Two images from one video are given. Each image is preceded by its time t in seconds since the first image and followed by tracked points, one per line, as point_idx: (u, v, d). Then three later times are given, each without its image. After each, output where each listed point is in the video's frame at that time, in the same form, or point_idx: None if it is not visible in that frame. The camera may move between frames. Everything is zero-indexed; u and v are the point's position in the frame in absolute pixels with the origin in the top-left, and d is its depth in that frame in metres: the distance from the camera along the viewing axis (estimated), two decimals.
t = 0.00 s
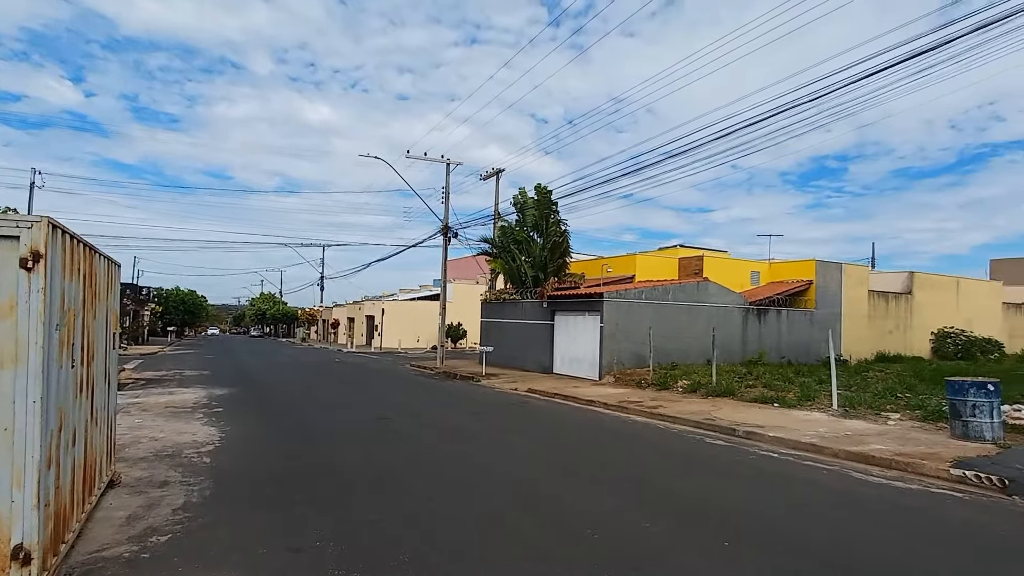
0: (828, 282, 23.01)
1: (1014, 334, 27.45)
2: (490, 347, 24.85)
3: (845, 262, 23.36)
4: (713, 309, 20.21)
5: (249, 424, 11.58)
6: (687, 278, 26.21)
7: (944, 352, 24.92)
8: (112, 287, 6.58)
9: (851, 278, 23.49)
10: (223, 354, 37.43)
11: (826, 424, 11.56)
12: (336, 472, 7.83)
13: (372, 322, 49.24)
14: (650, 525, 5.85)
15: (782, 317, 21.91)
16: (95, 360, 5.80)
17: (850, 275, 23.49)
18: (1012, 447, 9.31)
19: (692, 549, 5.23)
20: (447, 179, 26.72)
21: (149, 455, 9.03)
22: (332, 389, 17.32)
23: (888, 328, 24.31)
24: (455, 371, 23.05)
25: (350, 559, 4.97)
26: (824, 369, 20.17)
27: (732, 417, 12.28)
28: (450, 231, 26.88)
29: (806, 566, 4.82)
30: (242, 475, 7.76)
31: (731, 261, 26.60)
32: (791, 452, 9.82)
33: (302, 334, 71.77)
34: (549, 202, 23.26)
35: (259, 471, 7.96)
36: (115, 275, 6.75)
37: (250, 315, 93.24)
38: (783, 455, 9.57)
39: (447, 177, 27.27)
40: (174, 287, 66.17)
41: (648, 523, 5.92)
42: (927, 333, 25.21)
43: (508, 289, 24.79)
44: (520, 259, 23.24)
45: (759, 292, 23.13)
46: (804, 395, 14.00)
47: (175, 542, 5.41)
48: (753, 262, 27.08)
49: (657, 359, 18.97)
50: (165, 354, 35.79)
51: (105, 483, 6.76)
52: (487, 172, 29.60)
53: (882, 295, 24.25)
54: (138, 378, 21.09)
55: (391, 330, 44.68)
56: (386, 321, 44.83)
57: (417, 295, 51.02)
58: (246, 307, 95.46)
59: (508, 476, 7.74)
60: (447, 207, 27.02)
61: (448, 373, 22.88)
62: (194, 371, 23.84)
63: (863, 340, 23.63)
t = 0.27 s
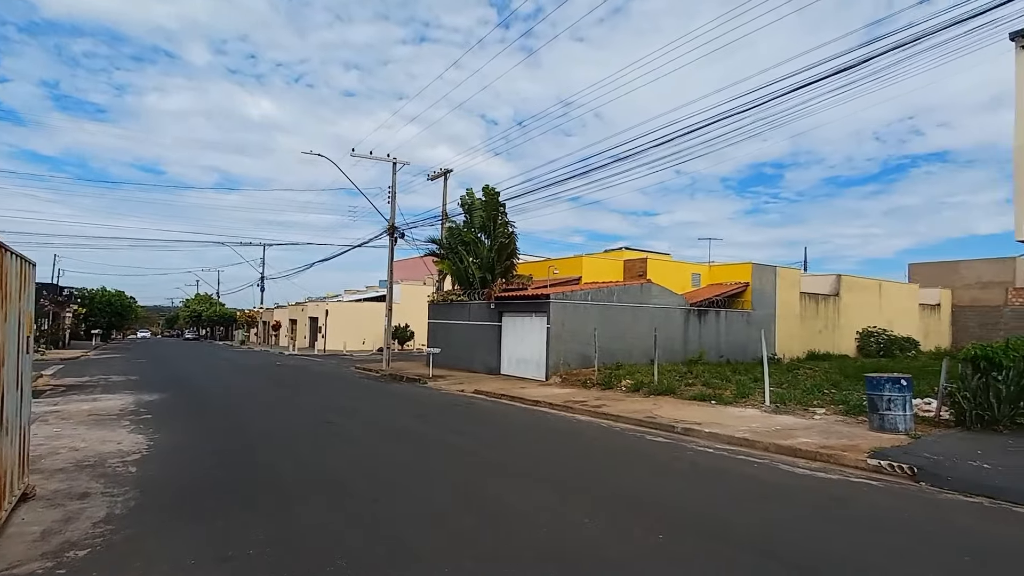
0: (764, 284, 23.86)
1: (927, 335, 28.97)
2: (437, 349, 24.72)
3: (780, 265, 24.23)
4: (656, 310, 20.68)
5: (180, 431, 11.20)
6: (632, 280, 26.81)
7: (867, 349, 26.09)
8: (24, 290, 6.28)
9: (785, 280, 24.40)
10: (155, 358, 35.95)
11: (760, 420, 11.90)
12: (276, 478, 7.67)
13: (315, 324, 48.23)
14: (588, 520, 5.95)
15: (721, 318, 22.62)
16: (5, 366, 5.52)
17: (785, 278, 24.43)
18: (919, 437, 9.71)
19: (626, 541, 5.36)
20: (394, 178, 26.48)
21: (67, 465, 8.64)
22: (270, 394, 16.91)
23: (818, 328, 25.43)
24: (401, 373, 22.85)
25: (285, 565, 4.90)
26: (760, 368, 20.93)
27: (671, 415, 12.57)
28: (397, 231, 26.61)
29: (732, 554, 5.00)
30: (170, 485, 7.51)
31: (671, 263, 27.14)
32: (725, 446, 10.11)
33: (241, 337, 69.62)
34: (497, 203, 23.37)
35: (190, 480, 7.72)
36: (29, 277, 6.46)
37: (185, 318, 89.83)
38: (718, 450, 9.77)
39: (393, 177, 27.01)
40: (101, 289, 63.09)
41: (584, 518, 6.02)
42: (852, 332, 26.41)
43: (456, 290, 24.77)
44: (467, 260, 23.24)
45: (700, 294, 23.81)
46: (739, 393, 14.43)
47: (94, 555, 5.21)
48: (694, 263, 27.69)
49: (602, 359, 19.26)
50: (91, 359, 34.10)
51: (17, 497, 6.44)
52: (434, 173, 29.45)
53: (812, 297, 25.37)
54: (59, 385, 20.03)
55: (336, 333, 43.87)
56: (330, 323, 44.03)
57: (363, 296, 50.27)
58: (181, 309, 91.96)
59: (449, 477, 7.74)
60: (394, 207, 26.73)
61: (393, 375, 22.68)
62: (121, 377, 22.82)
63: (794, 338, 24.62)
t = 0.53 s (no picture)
0: (700, 288, 24.91)
1: (849, 336, 30.82)
2: (379, 350, 24.65)
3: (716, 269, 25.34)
4: (598, 312, 21.31)
5: (101, 441, 10.84)
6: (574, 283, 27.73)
7: (795, 350, 27.44)
8: None
9: (720, 284, 25.54)
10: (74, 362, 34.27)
11: (694, 417, 12.56)
12: (200, 486, 7.62)
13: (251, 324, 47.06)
14: (522, 521, 6.22)
15: (660, 320, 23.45)
16: None
17: (720, 282, 25.58)
18: (840, 431, 10.09)
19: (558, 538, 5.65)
20: (333, 179, 26.14)
21: None
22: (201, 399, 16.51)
23: (751, 330, 26.68)
24: (341, 376, 22.70)
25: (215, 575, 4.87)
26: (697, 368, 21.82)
27: (611, 415, 13.07)
28: (338, 231, 26.40)
29: (654, 548, 5.34)
30: (89, 497, 7.29)
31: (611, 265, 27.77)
32: (661, 445, 10.30)
33: (171, 338, 67.10)
34: (441, 204, 23.59)
35: (109, 492, 7.48)
36: None
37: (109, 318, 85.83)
38: (654, 450, 10.02)
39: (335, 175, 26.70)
40: (11, 287, 59.56)
41: (517, 519, 6.28)
42: (781, 334, 27.84)
43: (399, 292, 24.85)
44: (411, 261, 23.39)
45: (640, 296, 24.63)
46: (676, 392, 15.16)
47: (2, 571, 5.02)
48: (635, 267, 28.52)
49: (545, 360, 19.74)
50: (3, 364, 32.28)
51: None
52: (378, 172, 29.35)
53: (745, 300, 26.63)
54: None
55: (273, 335, 42.88)
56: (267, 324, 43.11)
57: (302, 296, 49.36)
58: (105, 309, 87.73)
59: (385, 481, 7.87)
60: (335, 206, 26.43)
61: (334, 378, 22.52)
62: (36, 383, 21.70)
63: (729, 340, 25.73)
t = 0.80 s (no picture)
0: (640, 291, 25.73)
1: (777, 338, 32.45)
2: (316, 354, 24.32)
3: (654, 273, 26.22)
4: (540, 314, 21.78)
5: (15, 451, 10.25)
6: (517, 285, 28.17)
7: (727, 351, 28.62)
8: None
9: (658, 288, 26.46)
10: None
11: (633, 417, 13.12)
12: (130, 494, 7.42)
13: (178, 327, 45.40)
14: (469, 523, 6.40)
15: (600, 323, 24.11)
16: None
17: (658, 286, 26.48)
18: (769, 429, 10.38)
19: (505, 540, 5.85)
20: (268, 174, 25.36)
21: None
22: (127, 407, 15.85)
23: (687, 332, 27.73)
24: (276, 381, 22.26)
25: None
26: (635, 369, 22.55)
27: (552, 416, 13.45)
28: (272, 230, 25.94)
29: (595, 546, 5.59)
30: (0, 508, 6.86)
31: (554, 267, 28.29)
32: (601, 444, 10.76)
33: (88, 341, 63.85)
34: (381, 204, 23.65)
35: (23, 503, 7.06)
36: None
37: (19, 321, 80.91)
38: (594, 449, 10.42)
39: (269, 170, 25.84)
40: None
41: (464, 521, 6.45)
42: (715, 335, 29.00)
43: (337, 293, 24.62)
44: (350, 262, 23.31)
45: (581, 300, 25.25)
46: (616, 393, 15.75)
47: None
48: (577, 271, 29.16)
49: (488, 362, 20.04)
50: None
51: None
52: (320, 168, 29.05)
53: (681, 303, 27.66)
54: None
55: (202, 339, 41.60)
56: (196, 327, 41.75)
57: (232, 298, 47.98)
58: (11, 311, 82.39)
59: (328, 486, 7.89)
60: (269, 203, 25.81)
61: (268, 383, 22.07)
62: None
63: (667, 342, 26.66)
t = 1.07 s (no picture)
0: (585, 293, 26.31)
1: (716, 338, 33.66)
2: (254, 358, 23.82)
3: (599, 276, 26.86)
4: (486, 316, 22.03)
5: None
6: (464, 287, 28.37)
7: (668, 351, 29.53)
8: None
9: (603, 289, 27.11)
10: None
11: (578, 417, 13.56)
12: (56, 509, 7.07)
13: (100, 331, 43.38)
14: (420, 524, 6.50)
15: (547, 324, 24.54)
16: None
17: (602, 288, 27.12)
18: (710, 427, 10.89)
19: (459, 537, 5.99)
20: (201, 170, 24.51)
21: None
22: (50, 418, 15.11)
23: (630, 332, 28.49)
24: (210, 387, 21.65)
25: None
26: (580, 369, 23.06)
27: (500, 419, 13.71)
28: (204, 228, 25.29)
29: (544, 543, 5.80)
30: None
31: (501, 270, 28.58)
32: (548, 445, 11.09)
33: None
34: (323, 203, 23.34)
35: None
36: None
37: None
38: (542, 449, 10.80)
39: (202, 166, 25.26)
40: None
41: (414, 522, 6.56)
42: (657, 336, 29.88)
43: (275, 296, 24.15)
44: (291, 262, 23.00)
45: (528, 301, 25.65)
46: (563, 393, 16.19)
47: None
48: (523, 272, 29.58)
49: (434, 365, 20.18)
50: None
51: None
52: (255, 165, 28.55)
53: (625, 305, 28.40)
54: None
55: (125, 344, 39.70)
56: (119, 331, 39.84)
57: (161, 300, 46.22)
58: None
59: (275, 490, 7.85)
60: (201, 199, 25.18)
61: (200, 390, 21.41)
62: None
63: (611, 342, 27.33)
